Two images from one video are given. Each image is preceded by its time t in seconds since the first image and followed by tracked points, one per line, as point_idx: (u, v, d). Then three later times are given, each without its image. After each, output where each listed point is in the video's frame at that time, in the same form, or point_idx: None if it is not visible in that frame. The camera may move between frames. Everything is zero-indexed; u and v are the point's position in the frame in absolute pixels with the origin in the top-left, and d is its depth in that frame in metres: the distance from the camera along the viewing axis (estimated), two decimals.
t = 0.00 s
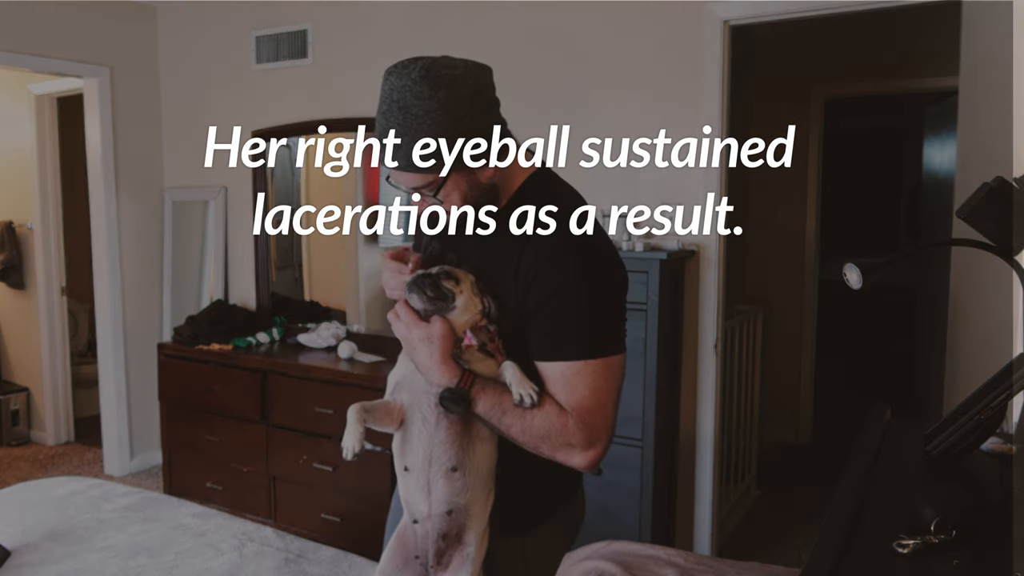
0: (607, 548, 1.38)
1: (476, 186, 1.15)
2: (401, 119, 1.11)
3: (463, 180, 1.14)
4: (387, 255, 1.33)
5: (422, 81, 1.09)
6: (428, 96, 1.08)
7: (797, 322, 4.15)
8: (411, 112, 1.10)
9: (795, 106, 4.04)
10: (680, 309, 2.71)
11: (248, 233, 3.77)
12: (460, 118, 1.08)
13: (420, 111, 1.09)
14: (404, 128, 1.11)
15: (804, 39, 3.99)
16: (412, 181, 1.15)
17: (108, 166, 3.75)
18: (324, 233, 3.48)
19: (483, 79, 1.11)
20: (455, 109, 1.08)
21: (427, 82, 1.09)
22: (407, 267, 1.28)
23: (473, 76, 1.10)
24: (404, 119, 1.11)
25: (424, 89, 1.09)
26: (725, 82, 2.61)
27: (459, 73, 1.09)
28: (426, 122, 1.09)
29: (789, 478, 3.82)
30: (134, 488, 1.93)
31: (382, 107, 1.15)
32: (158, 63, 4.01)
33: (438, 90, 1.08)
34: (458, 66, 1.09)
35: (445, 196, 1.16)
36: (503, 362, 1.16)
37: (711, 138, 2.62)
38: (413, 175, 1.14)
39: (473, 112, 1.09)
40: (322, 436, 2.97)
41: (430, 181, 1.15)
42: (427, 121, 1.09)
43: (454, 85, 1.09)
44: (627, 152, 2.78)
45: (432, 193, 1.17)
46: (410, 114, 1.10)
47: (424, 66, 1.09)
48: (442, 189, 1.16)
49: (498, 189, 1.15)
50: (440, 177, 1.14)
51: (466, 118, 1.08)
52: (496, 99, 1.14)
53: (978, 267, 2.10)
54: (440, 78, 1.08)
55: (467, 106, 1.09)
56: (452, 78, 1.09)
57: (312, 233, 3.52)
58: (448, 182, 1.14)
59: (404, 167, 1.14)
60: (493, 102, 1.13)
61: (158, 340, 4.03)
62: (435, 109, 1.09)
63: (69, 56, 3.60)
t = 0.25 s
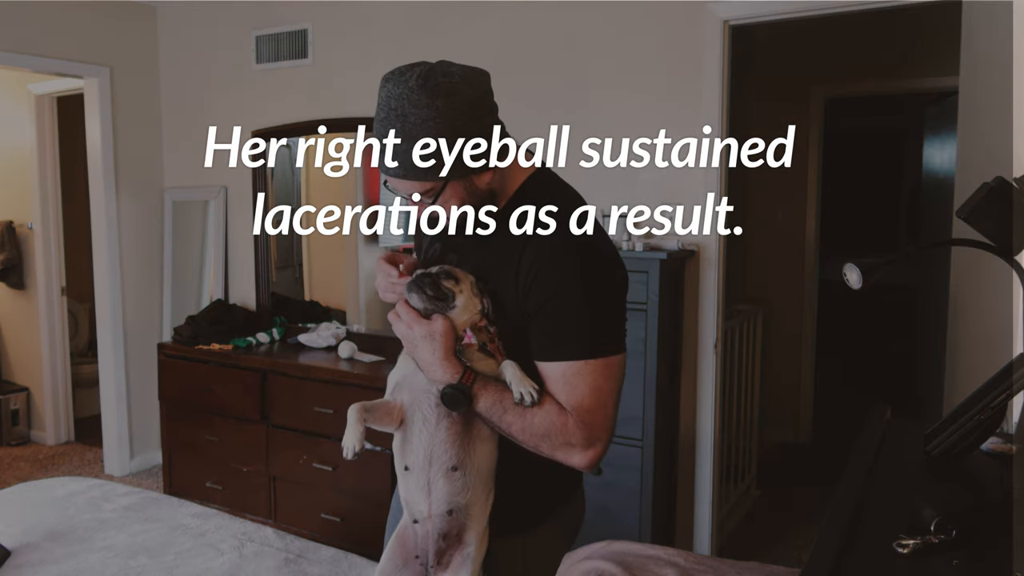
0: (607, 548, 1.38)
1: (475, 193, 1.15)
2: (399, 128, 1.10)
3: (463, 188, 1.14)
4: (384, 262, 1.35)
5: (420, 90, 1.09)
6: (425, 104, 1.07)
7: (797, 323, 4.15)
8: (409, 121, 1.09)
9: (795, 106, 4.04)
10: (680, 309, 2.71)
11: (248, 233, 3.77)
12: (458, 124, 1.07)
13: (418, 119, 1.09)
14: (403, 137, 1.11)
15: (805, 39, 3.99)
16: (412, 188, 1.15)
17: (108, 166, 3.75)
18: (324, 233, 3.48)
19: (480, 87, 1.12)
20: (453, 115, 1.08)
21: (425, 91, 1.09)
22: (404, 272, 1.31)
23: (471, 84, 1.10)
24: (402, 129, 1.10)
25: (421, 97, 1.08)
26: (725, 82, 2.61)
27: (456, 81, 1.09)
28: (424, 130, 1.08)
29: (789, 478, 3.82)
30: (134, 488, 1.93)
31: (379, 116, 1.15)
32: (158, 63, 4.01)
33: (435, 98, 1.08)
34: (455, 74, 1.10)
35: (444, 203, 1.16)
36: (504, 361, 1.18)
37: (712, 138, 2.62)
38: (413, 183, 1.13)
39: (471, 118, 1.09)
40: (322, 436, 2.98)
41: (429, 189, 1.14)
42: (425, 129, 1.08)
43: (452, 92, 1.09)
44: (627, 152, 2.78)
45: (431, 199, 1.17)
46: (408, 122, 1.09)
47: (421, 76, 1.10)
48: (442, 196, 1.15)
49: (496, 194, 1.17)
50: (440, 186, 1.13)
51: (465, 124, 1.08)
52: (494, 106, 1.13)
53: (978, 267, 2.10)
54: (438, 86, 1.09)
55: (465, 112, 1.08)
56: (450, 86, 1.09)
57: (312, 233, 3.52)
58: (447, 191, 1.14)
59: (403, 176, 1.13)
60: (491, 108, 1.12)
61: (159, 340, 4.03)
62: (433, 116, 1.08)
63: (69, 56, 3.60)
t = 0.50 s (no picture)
0: (607, 548, 1.38)
1: (476, 196, 1.16)
2: (401, 135, 1.11)
3: (463, 193, 1.15)
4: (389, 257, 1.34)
5: (421, 96, 1.09)
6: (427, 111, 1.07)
7: (797, 323, 4.15)
8: (411, 127, 1.10)
9: (795, 106, 4.04)
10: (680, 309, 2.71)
11: (248, 233, 3.77)
12: (459, 130, 1.07)
13: (420, 125, 1.09)
14: (405, 143, 1.11)
15: (805, 39, 3.99)
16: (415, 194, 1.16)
17: (108, 165, 3.75)
18: (325, 233, 3.48)
19: (481, 92, 1.12)
20: (454, 121, 1.08)
21: (426, 97, 1.08)
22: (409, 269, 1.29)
23: (471, 89, 1.10)
24: (404, 134, 1.10)
25: (423, 103, 1.08)
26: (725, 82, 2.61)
27: (457, 87, 1.09)
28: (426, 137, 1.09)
29: (789, 478, 3.82)
30: (134, 488, 1.93)
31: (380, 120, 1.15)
32: (158, 63, 4.01)
33: (437, 104, 1.08)
34: (457, 79, 1.10)
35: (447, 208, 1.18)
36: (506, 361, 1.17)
37: (711, 138, 2.62)
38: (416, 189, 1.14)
39: (473, 122, 1.09)
40: (322, 436, 2.98)
41: (431, 195, 1.16)
42: (427, 135, 1.08)
43: (453, 98, 1.08)
44: (627, 152, 2.78)
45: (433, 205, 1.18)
46: (410, 129, 1.09)
47: (422, 82, 1.10)
48: (444, 202, 1.17)
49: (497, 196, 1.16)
50: (441, 192, 1.15)
51: (466, 130, 1.08)
52: (495, 109, 1.13)
53: (978, 267, 2.10)
54: (439, 92, 1.09)
55: (466, 117, 1.08)
56: (451, 91, 1.09)
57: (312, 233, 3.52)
58: (448, 196, 1.16)
59: (406, 182, 1.14)
60: (492, 112, 1.12)
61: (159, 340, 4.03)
62: (435, 123, 1.08)
63: (69, 56, 3.60)
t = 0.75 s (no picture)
0: (607, 548, 1.38)
1: (481, 193, 1.16)
2: (406, 131, 1.10)
3: (468, 188, 1.15)
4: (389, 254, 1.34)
5: (428, 92, 1.08)
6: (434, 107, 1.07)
7: (797, 323, 4.15)
8: (416, 123, 1.09)
9: (795, 106, 4.04)
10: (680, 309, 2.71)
11: (248, 233, 3.77)
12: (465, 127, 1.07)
13: (426, 122, 1.08)
14: (409, 139, 1.10)
15: (804, 39, 3.99)
16: (419, 191, 1.15)
17: (108, 165, 3.75)
18: (324, 233, 3.48)
19: (486, 89, 1.12)
20: (460, 118, 1.08)
21: (433, 93, 1.08)
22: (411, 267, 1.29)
23: (477, 86, 1.11)
24: (409, 131, 1.10)
25: (429, 100, 1.08)
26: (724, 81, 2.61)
27: (463, 84, 1.09)
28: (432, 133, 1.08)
29: (789, 478, 3.82)
30: (134, 488, 1.93)
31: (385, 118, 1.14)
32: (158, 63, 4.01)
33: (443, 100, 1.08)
34: (462, 76, 1.10)
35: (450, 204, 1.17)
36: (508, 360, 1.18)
37: (711, 138, 2.62)
38: (420, 185, 1.13)
39: (478, 121, 1.09)
40: (322, 436, 2.98)
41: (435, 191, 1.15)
42: (433, 132, 1.08)
43: (460, 95, 1.08)
44: (627, 152, 2.78)
45: (437, 201, 1.17)
46: (415, 125, 1.09)
47: (429, 78, 1.09)
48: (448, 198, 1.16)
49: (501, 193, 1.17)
50: (446, 187, 1.14)
51: (471, 127, 1.08)
52: (499, 108, 1.14)
53: (978, 267, 2.10)
54: (445, 88, 1.08)
55: (472, 115, 1.08)
56: (457, 89, 1.09)
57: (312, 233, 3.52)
58: (453, 192, 1.15)
59: (410, 178, 1.13)
60: (496, 110, 1.13)
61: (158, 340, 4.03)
62: (441, 119, 1.08)
63: (70, 56, 3.60)
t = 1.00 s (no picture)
0: (607, 548, 1.38)
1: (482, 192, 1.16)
2: (407, 127, 1.09)
3: (470, 187, 1.14)
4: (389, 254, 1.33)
5: (431, 89, 1.07)
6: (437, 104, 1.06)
7: (796, 323, 4.15)
8: (418, 120, 1.08)
9: (795, 106, 4.04)
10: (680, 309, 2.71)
11: (248, 233, 3.77)
12: (467, 125, 1.07)
13: (428, 118, 1.07)
14: (411, 136, 1.09)
15: (804, 39, 3.99)
16: (419, 188, 1.14)
17: (108, 165, 3.75)
18: (324, 233, 3.48)
19: (489, 87, 1.11)
20: (462, 116, 1.07)
21: (436, 90, 1.07)
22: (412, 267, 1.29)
23: (480, 83, 1.10)
24: (410, 128, 1.09)
25: (432, 96, 1.07)
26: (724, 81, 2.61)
27: (466, 81, 1.09)
28: (434, 130, 1.07)
29: (789, 478, 3.82)
30: (134, 488, 1.93)
31: (386, 116, 1.14)
32: (158, 63, 4.01)
33: (446, 97, 1.07)
34: (465, 73, 1.10)
35: (451, 202, 1.17)
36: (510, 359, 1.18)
37: (711, 138, 2.62)
38: (421, 182, 1.13)
39: (480, 119, 1.08)
40: (322, 436, 2.98)
41: (437, 188, 1.14)
42: (434, 129, 1.07)
43: (462, 92, 1.08)
44: (627, 152, 2.78)
45: (438, 198, 1.17)
46: (417, 122, 1.08)
47: (431, 74, 1.08)
48: (449, 196, 1.15)
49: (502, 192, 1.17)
50: (448, 185, 1.13)
51: (474, 125, 1.08)
52: (501, 106, 1.13)
53: (978, 268, 2.10)
54: (447, 85, 1.08)
55: (474, 113, 1.08)
56: (459, 86, 1.08)
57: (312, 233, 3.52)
58: (454, 189, 1.14)
59: (410, 175, 1.12)
60: (497, 108, 1.12)
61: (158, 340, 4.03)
62: (444, 116, 1.07)
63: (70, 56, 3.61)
